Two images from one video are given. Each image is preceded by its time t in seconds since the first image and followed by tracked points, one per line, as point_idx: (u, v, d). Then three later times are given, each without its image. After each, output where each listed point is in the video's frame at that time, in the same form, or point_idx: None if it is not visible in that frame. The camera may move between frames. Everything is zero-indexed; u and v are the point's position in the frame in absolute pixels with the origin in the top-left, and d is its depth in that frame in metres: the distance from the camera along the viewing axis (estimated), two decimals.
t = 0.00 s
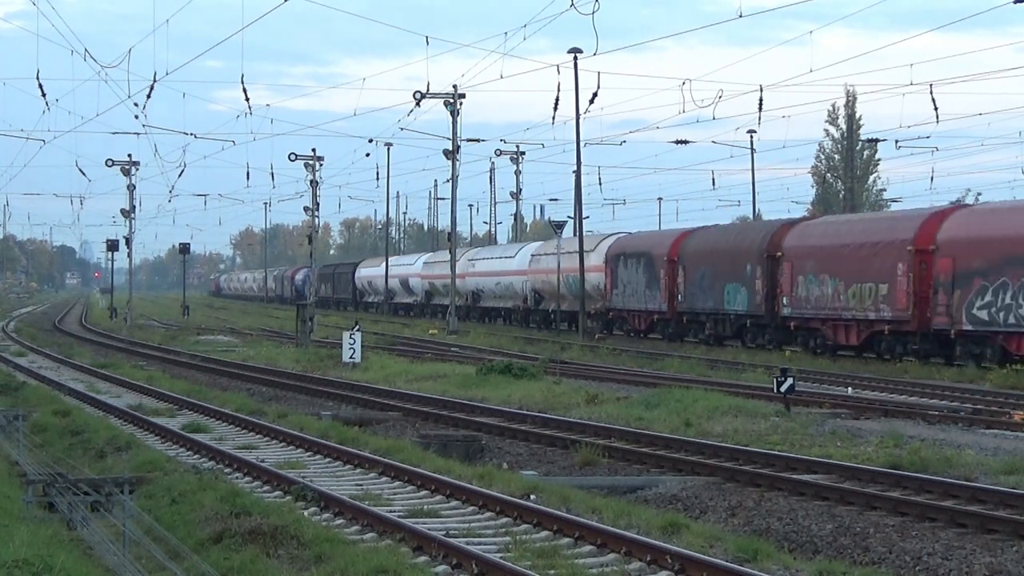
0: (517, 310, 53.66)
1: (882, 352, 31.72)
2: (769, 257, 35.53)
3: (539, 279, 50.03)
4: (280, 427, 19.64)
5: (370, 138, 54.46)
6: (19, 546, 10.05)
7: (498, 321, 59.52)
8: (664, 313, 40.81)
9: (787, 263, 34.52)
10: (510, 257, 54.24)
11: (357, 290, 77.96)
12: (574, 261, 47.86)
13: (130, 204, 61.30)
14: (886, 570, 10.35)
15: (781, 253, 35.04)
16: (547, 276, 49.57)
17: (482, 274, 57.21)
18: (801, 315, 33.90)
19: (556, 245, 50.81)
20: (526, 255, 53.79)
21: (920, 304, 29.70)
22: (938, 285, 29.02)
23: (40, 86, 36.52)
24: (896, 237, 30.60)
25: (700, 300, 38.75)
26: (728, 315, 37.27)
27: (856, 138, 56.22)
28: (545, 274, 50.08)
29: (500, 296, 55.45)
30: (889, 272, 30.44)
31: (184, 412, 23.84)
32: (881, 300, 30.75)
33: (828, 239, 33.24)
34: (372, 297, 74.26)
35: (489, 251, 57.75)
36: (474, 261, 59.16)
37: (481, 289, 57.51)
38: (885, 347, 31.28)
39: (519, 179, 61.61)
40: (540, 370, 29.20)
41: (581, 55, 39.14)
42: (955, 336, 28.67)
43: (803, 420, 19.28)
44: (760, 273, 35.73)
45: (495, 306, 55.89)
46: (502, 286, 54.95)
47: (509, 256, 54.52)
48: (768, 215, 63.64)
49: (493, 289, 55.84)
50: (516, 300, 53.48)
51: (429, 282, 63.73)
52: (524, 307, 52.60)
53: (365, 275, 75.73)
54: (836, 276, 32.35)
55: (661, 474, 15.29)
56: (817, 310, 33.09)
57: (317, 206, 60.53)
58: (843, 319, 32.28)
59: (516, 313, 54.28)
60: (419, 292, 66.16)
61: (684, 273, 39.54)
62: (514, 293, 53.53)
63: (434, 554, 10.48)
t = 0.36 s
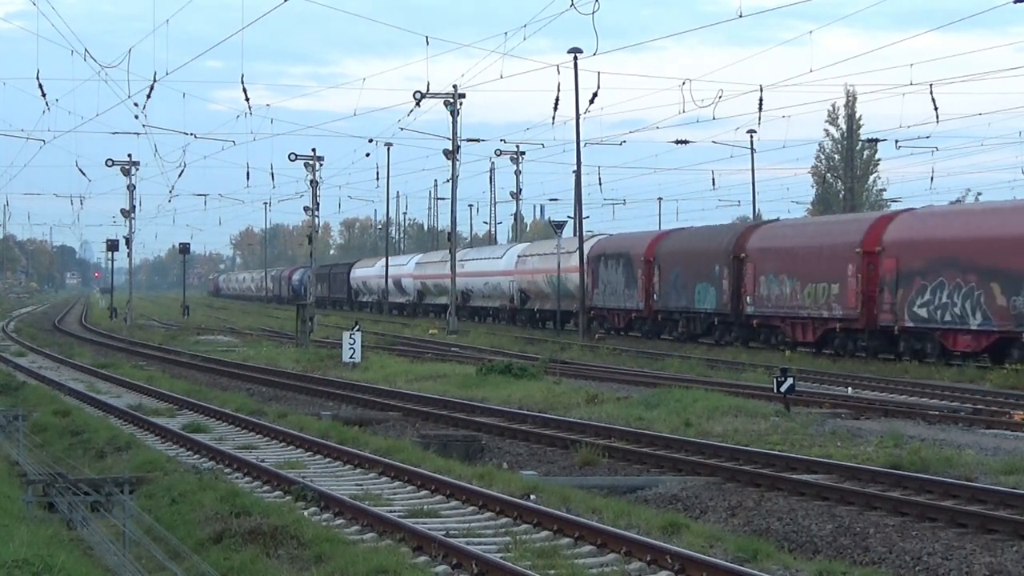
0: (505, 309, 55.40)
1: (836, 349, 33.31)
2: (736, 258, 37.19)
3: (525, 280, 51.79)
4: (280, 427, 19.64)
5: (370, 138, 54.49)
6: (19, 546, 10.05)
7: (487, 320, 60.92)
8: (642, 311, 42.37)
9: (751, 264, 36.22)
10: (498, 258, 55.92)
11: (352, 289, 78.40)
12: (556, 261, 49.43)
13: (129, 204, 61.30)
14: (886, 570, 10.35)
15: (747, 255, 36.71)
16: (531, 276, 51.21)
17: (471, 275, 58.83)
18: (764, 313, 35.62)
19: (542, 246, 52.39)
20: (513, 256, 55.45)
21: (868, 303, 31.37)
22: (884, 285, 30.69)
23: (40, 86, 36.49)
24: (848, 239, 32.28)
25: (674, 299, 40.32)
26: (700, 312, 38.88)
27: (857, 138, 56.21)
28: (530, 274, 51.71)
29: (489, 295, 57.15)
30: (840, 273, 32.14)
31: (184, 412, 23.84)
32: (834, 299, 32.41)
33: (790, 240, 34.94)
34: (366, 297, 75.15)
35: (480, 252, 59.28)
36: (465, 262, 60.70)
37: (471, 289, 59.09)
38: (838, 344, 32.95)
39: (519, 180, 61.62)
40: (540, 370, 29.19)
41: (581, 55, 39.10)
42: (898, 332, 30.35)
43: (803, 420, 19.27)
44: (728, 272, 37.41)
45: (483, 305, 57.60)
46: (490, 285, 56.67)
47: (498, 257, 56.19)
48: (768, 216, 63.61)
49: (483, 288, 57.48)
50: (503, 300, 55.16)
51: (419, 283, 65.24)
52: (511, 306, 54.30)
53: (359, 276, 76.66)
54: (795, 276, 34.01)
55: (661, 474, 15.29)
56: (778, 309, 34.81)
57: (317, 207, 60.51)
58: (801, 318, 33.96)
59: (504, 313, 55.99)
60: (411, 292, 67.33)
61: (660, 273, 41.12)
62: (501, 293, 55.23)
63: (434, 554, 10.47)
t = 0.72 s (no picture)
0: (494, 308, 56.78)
1: (797, 345, 34.97)
2: (705, 258, 38.69)
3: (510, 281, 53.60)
4: (280, 427, 19.64)
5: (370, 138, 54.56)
6: (19, 546, 10.05)
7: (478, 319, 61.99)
8: (621, 310, 43.91)
9: (717, 265, 37.81)
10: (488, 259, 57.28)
11: (347, 288, 78.94)
12: (542, 262, 50.81)
13: (129, 205, 61.36)
14: (886, 570, 10.35)
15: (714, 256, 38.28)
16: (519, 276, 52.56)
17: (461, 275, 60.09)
18: (729, 312, 37.26)
19: (530, 246, 53.74)
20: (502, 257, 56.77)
21: (823, 302, 33.02)
22: (837, 285, 32.33)
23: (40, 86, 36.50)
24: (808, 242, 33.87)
25: (649, 298, 41.78)
26: (673, 311, 40.47)
27: (856, 139, 56.19)
28: (518, 274, 53.07)
29: (478, 295, 58.50)
30: (797, 273, 33.77)
31: (184, 412, 23.85)
32: (792, 299, 34.05)
33: (752, 241, 36.54)
34: (359, 297, 76.05)
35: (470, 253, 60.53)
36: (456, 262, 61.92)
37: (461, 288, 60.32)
38: (796, 341, 34.64)
39: (519, 180, 61.62)
40: (540, 369, 29.20)
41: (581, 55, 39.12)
42: (849, 329, 32.06)
43: (803, 420, 19.27)
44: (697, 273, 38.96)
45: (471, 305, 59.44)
46: (479, 285, 58.03)
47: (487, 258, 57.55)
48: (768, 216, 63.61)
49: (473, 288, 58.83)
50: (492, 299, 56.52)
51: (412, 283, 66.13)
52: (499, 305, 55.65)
53: (354, 276, 77.22)
54: (757, 276, 35.58)
55: (661, 474, 15.29)
56: (741, 308, 36.43)
57: (317, 206, 60.55)
58: (763, 316, 35.62)
59: (494, 312, 57.39)
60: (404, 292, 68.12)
61: (636, 273, 42.59)
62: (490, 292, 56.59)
63: (434, 554, 10.48)
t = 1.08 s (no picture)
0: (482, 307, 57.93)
1: (760, 342, 36.70)
2: (677, 260, 40.23)
3: (498, 280, 54.67)
4: (280, 427, 19.64)
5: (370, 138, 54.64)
6: (19, 546, 10.05)
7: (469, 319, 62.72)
8: (601, 309, 45.38)
9: (688, 265, 39.44)
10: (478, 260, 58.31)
11: (344, 288, 79.20)
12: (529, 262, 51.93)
13: (129, 205, 61.39)
14: (886, 570, 10.35)
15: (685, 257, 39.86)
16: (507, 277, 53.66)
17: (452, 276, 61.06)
18: (700, 311, 38.90)
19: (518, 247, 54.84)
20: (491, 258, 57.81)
21: (783, 301, 34.69)
22: (796, 285, 34.00)
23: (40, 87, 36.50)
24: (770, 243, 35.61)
25: (626, 297, 43.52)
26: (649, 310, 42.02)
27: (856, 139, 56.19)
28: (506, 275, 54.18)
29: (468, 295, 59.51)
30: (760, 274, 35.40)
31: (184, 412, 23.84)
32: (755, 298, 35.71)
33: (720, 244, 38.20)
34: (353, 297, 76.74)
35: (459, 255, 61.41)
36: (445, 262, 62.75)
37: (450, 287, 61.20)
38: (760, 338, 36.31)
39: (519, 179, 61.63)
40: (540, 370, 29.21)
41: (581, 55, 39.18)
42: (805, 327, 33.78)
43: (803, 421, 19.28)
44: (671, 274, 40.52)
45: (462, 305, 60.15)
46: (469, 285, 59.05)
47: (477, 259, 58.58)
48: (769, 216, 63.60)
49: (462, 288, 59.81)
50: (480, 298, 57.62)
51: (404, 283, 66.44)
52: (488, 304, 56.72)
53: (350, 276, 77.44)
54: (725, 277, 37.20)
55: (661, 474, 15.29)
56: (710, 306, 38.08)
57: (317, 206, 60.56)
58: (729, 314, 37.28)
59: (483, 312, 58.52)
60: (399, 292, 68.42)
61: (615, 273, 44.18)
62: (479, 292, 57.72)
63: (434, 554, 10.48)
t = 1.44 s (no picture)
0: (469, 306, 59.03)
1: (729, 340, 38.40)
2: (654, 260, 41.92)
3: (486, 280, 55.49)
4: (280, 427, 19.63)
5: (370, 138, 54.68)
6: (19, 546, 10.05)
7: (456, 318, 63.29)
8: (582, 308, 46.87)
9: (664, 266, 41.16)
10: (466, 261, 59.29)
11: (342, 287, 79.22)
12: (515, 263, 52.99)
13: (129, 205, 61.44)
14: (886, 570, 10.35)
15: (661, 258, 41.56)
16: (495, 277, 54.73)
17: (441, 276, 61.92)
18: (672, 310, 40.61)
19: (505, 249, 55.90)
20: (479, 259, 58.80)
21: (747, 300, 36.45)
22: (759, 285, 35.79)
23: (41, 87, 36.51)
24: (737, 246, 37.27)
25: (609, 296, 44.90)
26: (629, 308, 43.66)
27: (856, 139, 56.19)
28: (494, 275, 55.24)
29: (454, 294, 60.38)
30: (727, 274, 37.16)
31: (184, 412, 23.84)
32: (722, 297, 37.47)
33: (694, 245, 39.91)
34: (349, 297, 76.94)
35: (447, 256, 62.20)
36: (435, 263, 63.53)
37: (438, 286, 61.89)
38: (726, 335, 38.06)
39: (519, 179, 61.67)
40: (540, 369, 29.20)
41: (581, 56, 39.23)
42: (768, 324, 35.56)
43: (803, 421, 19.27)
44: (647, 273, 42.22)
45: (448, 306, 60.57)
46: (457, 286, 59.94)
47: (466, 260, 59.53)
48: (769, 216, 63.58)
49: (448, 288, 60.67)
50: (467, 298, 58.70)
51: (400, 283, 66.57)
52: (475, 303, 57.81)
53: (346, 276, 77.51)
54: (695, 277, 38.92)
55: (661, 474, 15.30)
56: (681, 305, 39.80)
57: (317, 206, 60.56)
58: (699, 313, 39.02)
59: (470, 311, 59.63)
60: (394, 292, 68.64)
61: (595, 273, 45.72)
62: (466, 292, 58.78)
63: (434, 554, 10.48)
